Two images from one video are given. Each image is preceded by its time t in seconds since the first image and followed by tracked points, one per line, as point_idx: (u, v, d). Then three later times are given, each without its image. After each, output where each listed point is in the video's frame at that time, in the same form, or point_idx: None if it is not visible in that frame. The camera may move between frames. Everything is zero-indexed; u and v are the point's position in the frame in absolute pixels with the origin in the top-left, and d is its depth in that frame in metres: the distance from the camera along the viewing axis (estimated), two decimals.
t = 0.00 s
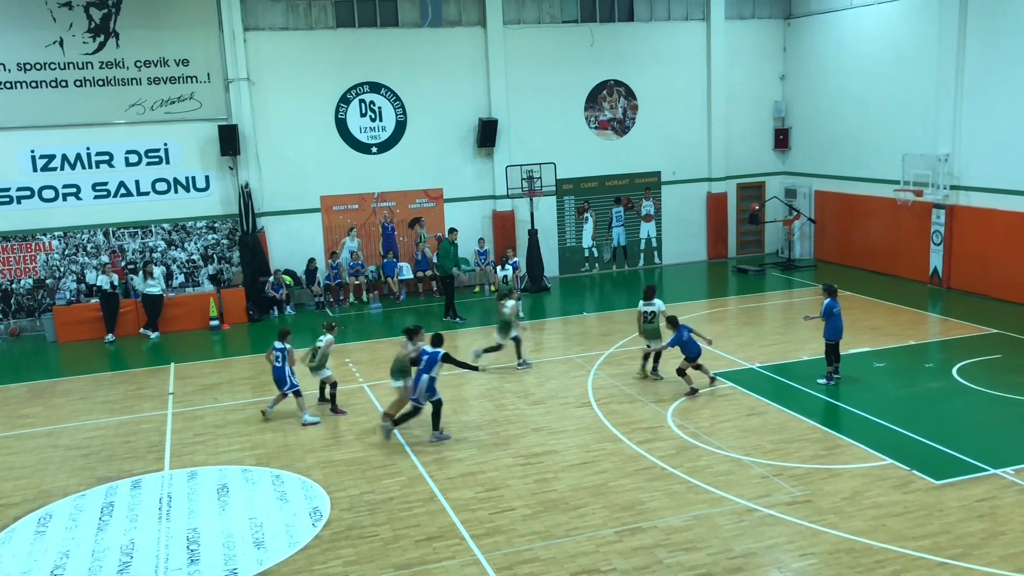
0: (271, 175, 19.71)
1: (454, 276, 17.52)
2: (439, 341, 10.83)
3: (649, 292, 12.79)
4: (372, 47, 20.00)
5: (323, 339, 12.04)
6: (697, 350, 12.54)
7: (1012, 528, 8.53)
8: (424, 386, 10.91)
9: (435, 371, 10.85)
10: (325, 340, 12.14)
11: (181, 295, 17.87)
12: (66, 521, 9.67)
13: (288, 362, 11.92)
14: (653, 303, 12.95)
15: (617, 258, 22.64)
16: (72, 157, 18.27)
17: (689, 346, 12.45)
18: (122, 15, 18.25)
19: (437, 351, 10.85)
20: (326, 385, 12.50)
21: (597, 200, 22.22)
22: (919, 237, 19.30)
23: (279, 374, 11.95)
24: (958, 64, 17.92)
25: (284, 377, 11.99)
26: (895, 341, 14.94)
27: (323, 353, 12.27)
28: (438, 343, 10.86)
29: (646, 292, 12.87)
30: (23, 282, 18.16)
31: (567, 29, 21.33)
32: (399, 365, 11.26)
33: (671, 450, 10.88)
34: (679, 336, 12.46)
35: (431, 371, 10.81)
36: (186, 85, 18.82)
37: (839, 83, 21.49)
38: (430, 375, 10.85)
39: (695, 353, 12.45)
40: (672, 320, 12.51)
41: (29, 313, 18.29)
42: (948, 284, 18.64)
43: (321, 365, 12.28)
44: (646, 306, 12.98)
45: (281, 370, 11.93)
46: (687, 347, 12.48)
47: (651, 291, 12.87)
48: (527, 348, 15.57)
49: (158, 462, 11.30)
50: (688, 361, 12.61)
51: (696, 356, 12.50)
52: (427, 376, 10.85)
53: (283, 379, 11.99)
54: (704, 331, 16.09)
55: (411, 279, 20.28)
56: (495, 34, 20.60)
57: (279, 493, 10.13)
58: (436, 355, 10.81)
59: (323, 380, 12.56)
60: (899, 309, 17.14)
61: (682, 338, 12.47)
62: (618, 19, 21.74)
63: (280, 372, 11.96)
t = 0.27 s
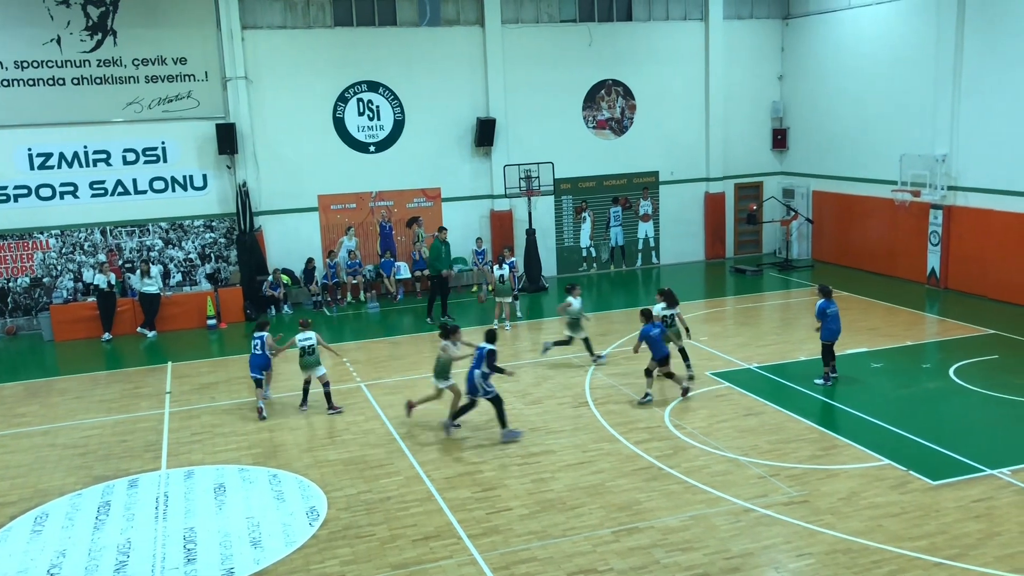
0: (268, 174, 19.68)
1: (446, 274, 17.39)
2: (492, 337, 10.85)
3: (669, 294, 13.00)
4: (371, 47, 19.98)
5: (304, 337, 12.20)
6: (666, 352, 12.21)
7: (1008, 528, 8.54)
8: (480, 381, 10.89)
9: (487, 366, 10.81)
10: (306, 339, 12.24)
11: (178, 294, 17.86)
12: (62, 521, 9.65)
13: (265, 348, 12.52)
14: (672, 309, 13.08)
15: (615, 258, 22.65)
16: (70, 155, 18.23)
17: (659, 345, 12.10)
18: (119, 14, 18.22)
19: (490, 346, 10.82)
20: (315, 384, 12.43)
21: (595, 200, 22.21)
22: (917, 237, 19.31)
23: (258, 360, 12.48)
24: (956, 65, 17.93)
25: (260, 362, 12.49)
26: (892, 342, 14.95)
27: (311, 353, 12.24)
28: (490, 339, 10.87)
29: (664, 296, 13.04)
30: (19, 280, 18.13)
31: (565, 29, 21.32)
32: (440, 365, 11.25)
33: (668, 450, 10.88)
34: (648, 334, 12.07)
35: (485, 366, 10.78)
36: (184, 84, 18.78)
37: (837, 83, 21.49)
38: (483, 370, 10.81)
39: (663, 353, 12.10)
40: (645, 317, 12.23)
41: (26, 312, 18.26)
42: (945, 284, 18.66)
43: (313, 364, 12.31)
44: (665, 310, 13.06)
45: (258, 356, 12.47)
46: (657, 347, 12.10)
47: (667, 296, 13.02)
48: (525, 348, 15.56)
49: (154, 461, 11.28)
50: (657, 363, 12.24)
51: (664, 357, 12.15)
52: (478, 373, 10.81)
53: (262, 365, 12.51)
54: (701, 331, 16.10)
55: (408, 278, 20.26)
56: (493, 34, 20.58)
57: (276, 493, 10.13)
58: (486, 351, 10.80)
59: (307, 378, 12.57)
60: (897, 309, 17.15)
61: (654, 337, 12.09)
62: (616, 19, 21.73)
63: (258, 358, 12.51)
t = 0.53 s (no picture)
0: (266, 172, 19.67)
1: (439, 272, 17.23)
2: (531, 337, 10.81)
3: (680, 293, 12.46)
4: (369, 45, 19.97)
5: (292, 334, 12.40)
6: (641, 355, 11.86)
7: (1005, 527, 8.56)
8: (523, 383, 10.81)
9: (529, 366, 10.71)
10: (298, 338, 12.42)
11: (176, 293, 17.84)
12: (60, 519, 9.64)
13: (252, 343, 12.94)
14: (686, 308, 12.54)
15: (613, 257, 22.66)
16: (67, 153, 18.21)
17: (635, 347, 11.74)
18: (117, 13, 18.20)
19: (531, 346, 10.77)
20: (296, 380, 12.59)
21: (593, 199, 22.21)
22: (914, 237, 19.33)
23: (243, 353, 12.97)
24: (954, 64, 17.94)
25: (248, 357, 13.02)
26: (890, 341, 14.97)
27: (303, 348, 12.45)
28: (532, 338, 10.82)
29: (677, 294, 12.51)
30: (17, 279, 18.11)
31: (563, 28, 21.32)
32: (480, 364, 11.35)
33: (666, 449, 10.89)
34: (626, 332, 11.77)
35: (527, 366, 10.69)
36: (182, 82, 18.77)
37: (835, 83, 21.50)
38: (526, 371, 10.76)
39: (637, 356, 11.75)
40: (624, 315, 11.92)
41: (23, 310, 18.23)
42: (943, 284, 18.67)
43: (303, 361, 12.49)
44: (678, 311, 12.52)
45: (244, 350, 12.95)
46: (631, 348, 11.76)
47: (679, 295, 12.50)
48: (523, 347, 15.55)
49: (152, 460, 11.27)
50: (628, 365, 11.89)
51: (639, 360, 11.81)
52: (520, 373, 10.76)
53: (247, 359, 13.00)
54: (700, 330, 16.10)
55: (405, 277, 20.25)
56: (492, 33, 20.57)
57: (273, 491, 10.12)
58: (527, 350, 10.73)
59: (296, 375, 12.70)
60: (895, 308, 17.16)
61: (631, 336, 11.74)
62: (614, 18, 21.73)
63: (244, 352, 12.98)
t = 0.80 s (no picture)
0: (264, 170, 19.64)
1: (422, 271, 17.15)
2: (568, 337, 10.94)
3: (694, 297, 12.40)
4: (367, 43, 19.95)
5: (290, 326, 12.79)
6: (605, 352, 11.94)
7: (1003, 525, 8.56)
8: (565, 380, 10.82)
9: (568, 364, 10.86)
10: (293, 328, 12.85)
11: (174, 291, 17.83)
12: (57, 518, 9.63)
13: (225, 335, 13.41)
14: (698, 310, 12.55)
15: (610, 255, 22.66)
16: (65, 152, 18.18)
17: (599, 346, 11.81)
18: (115, 11, 18.17)
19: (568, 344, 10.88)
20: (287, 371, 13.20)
21: (591, 197, 22.20)
22: (912, 235, 19.35)
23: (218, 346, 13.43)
24: (952, 63, 17.94)
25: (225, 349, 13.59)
26: (887, 339, 14.99)
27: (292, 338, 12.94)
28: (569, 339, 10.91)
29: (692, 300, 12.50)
30: (14, 277, 18.09)
31: (561, 26, 21.31)
32: (535, 360, 11.19)
33: (663, 447, 10.90)
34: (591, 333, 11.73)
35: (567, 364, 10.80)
36: (179, 80, 18.73)
37: (832, 82, 21.52)
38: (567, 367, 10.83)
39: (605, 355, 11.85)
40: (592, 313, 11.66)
41: (20, 308, 18.21)
42: (940, 283, 18.69)
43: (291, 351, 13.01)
44: (690, 313, 12.59)
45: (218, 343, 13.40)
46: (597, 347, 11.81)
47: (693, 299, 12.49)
48: (521, 345, 15.56)
49: (150, 458, 11.27)
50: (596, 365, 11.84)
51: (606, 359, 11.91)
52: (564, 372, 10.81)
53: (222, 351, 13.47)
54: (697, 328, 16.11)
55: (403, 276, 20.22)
56: (490, 31, 20.56)
57: (271, 490, 10.12)
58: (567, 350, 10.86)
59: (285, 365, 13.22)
60: (892, 307, 17.18)
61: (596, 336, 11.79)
62: (612, 17, 21.72)
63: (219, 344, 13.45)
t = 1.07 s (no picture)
0: (262, 170, 19.63)
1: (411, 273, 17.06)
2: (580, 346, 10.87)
3: (711, 294, 12.29)
4: (365, 42, 19.94)
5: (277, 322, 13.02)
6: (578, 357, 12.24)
7: (1001, 524, 8.58)
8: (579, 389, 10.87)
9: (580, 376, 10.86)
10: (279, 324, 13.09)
11: (172, 290, 17.82)
12: (56, 517, 9.63)
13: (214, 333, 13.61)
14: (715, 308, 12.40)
15: (609, 255, 22.66)
16: (63, 151, 18.17)
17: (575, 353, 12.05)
18: (113, 10, 18.16)
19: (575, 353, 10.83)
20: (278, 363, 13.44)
21: (590, 197, 22.20)
22: (910, 235, 19.36)
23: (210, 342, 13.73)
24: (950, 62, 17.95)
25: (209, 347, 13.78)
26: (885, 338, 15.00)
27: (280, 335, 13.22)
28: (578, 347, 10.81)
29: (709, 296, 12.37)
30: (13, 276, 18.08)
31: (560, 25, 21.31)
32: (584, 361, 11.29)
33: (662, 447, 10.90)
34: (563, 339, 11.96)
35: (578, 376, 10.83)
36: (177, 80, 18.72)
37: (831, 81, 21.51)
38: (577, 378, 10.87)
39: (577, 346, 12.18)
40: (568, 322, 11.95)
41: (19, 307, 18.19)
42: (939, 282, 18.70)
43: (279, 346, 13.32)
44: (707, 311, 12.42)
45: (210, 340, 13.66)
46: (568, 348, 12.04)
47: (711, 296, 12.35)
48: (520, 345, 15.56)
49: (148, 458, 11.26)
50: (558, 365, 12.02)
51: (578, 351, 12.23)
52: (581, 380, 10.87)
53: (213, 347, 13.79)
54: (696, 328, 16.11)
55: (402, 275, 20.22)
56: (488, 30, 20.56)
57: (270, 489, 10.12)
58: (581, 359, 10.82)
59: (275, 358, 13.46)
60: (891, 306, 17.19)
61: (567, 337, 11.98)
62: (611, 16, 21.72)
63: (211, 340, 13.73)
